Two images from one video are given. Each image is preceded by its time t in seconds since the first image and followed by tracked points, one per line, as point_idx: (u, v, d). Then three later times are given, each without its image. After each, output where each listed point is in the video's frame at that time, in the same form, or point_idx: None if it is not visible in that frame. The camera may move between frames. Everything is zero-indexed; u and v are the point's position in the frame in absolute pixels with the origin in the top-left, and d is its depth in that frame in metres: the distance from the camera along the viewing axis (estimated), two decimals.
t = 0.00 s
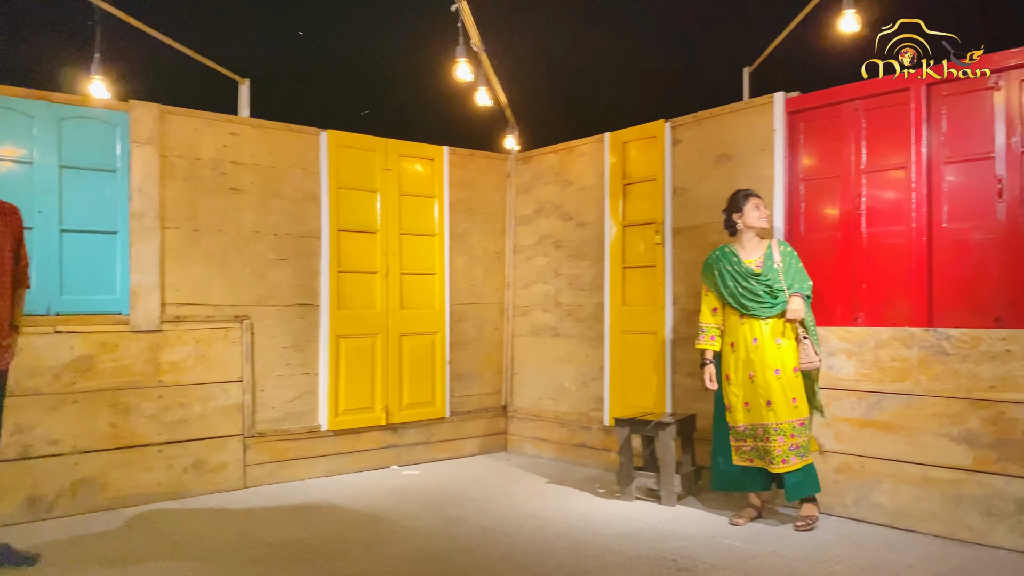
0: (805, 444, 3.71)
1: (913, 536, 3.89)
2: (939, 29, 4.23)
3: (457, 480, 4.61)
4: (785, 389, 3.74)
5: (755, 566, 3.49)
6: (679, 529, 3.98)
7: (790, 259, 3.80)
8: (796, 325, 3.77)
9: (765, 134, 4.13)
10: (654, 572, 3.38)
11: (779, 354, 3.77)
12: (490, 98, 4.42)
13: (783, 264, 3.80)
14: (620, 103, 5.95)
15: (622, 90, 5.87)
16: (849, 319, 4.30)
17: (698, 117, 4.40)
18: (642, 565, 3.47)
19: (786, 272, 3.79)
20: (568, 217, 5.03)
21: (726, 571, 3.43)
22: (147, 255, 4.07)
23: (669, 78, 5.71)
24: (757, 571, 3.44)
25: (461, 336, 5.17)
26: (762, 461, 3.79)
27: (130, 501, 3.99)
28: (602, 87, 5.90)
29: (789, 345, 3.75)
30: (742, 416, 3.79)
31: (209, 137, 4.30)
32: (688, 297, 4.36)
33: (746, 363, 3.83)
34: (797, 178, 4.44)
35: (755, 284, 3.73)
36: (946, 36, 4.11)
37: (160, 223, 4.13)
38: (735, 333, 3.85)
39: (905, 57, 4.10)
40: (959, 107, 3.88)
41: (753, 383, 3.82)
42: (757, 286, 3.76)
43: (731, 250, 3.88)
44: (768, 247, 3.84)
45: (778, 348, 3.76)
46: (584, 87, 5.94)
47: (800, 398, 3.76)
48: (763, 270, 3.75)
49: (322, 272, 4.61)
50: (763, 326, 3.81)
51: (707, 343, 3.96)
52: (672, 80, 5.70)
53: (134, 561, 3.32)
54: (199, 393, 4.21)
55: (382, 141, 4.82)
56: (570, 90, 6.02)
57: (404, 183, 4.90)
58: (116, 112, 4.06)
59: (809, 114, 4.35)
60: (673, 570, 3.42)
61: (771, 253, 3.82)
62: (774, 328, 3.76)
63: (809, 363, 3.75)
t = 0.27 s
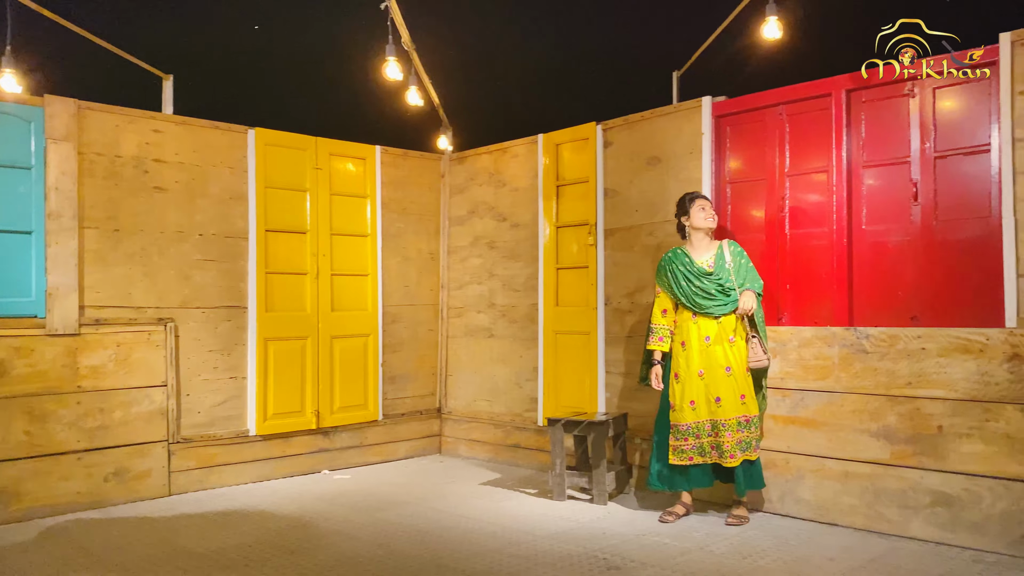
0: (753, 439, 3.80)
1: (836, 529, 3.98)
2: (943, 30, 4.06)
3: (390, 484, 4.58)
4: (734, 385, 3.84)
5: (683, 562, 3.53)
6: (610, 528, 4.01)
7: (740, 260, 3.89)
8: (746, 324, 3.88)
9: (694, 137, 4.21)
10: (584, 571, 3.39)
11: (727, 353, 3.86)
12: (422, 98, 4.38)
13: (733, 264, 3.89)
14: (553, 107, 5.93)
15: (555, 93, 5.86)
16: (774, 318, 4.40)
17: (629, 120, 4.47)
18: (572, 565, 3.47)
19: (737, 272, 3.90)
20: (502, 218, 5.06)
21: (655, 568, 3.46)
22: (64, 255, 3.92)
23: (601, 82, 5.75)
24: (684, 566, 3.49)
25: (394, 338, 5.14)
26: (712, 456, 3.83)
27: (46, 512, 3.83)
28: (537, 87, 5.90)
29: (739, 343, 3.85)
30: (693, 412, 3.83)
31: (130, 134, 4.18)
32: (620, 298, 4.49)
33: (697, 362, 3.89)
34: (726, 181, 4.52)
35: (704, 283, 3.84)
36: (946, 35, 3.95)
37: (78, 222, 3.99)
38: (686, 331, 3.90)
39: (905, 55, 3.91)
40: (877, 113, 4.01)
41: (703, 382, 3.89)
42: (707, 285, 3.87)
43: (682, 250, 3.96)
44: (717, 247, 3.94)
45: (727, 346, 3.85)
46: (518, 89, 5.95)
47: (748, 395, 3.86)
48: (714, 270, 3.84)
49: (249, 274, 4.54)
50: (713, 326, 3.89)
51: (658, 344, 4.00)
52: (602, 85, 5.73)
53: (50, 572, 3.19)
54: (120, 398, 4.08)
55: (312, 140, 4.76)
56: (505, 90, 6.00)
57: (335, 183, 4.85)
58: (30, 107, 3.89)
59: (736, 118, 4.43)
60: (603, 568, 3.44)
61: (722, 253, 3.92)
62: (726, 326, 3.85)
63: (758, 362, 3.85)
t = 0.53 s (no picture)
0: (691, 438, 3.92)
1: (758, 522, 4.04)
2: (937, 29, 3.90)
3: (319, 486, 4.54)
4: (675, 383, 3.94)
5: (612, 559, 3.53)
6: (539, 525, 3.99)
7: (683, 260, 3.94)
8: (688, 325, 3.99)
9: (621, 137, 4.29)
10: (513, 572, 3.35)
11: (670, 351, 3.95)
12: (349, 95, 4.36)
13: (676, 265, 3.95)
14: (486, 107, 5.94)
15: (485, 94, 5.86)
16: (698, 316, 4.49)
17: (558, 120, 4.52)
18: (501, 566, 3.43)
19: (680, 272, 3.94)
20: (434, 217, 5.09)
21: (584, 565, 3.44)
22: None
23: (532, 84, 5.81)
24: (612, 563, 3.48)
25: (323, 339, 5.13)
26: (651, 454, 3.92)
27: None
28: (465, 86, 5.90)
29: (681, 341, 3.96)
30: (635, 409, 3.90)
31: (42, 128, 4.00)
32: (551, 296, 4.55)
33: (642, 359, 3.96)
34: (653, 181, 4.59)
35: (647, 283, 3.89)
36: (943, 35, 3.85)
37: None
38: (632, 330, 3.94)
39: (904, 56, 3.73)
40: (795, 117, 4.12)
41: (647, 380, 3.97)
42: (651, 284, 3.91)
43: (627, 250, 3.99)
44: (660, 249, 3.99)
45: (670, 345, 3.95)
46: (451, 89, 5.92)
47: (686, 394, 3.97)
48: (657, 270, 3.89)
49: (171, 273, 4.43)
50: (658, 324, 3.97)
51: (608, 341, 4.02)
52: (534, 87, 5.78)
53: None
54: (33, 403, 3.90)
55: (237, 137, 4.70)
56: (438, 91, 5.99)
57: (260, 180, 4.82)
58: None
59: (662, 119, 4.50)
60: (532, 568, 3.40)
61: (665, 254, 3.96)
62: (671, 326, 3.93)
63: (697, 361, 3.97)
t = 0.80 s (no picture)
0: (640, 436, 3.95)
1: (695, 517, 4.04)
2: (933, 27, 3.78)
3: (255, 490, 4.46)
4: (622, 381, 3.98)
5: (551, 556, 3.46)
6: (480, 525, 3.92)
7: (631, 260, 3.99)
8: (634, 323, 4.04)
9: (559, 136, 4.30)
10: (449, 571, 3.26)
11: (617, 350, 3.99)
12: (284, 90, 4.28)
13: (624, 265, 4.01)
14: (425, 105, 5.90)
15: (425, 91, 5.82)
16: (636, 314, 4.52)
17: (499, 118, 4.52)
18: (438, 566, 3.34)
19: (629, 272, 4.00)
20: (373, 215, 5.05)
21: (523, 563, 3.38)
22: None
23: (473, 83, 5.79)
24: (552, 560, 3.42)
25: (259, 340, 5.06)
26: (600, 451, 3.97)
27: None
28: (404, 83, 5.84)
29: (627, 340, 4.00)
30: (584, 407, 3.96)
31: None
32: (492, 295, 4.56)
33: (591, 358, 4.00)
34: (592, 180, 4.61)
35: (597, 284, 3.93)
36: (951, 35, 3.71)
37: None
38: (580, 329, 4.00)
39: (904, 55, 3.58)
40: (729, 118, 4.16)
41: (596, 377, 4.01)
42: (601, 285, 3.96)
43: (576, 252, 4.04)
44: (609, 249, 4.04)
45: (617, 343, 3.99)
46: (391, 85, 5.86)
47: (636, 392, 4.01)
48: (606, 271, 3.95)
49: (100, 273, 4.29)
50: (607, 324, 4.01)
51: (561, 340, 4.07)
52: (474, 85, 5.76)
53: None
54: None
55: (169, 133, 4.59)
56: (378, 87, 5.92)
57: (193, 177, 4.72)
58: None
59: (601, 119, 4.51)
60: (470, 567, 3.32)
61: (614, 255, 4.03)
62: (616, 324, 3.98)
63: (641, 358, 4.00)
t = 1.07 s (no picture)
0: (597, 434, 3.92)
1: (649, 513, 4.06)
2: (937, 25, 3.78)
3: (209, 492, 4.40)
4: (581, 379, 3.97)
5: (508, 555, 3.44)
6: (437, 524, 3.89)
7: (597, 260, 4.01)
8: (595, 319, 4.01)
9: (516, 135, 4.33)
10: (404, 572, 3.22)
11: (576, 348, 3.98)
12: (237, 86, 4.22)
13: (590, 264, 4.02)
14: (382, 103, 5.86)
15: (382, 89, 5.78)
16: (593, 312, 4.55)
17: (456, 117, 4.52)
18: (393, 566, 3.30)
19: (594, 271, 4.02)
20: (329, 214, 5.02)
21: (479, 562, 3.35)
22: None
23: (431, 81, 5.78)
24: (508, 558, 3.39)
25: (213, 340, 4.99)
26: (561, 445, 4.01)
27: None
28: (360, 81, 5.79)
29: (587, 339, 3.98)
30: (544, 401, 4.02)
31: None
32: (450, 294, 4.56)
33: (549, 354, 4.03)
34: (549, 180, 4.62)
35: (562, 283, 3.97)
36: (953, 34, 3.75)
37: None
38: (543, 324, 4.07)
39: (905, 55, 3.81)
40: (683, 119, 4.20)
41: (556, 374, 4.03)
42: (566, 284, 4.00)
43: (543, 250, 4.07)
44: (576, 250, 4.04)
45: (576, 342, 3.99)
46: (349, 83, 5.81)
47: (597, 390, 3.97)
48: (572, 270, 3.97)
49: (47, 272, 4.19)
50: (566, 322, 4.01)
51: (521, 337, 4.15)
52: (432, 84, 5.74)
53: None
54: None
55: (119, 129, 4.50)
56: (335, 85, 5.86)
57: (145, 174, 4.64)
58: None
59: (557, 119, 4.52)
60: (425, 567, 3.28)
61: (580, 254, 4.04)
62: (574, 322, 3.98)
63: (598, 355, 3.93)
